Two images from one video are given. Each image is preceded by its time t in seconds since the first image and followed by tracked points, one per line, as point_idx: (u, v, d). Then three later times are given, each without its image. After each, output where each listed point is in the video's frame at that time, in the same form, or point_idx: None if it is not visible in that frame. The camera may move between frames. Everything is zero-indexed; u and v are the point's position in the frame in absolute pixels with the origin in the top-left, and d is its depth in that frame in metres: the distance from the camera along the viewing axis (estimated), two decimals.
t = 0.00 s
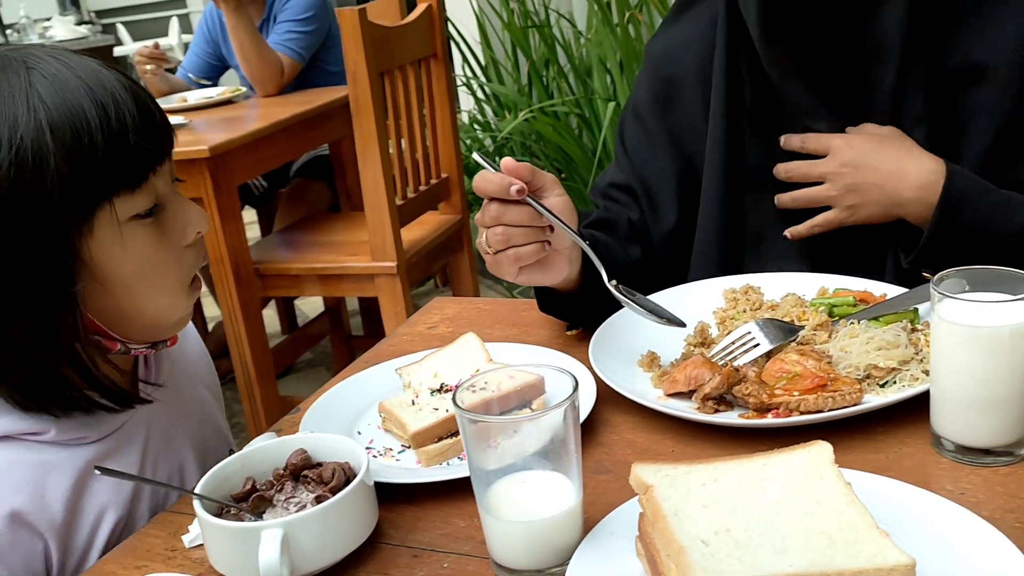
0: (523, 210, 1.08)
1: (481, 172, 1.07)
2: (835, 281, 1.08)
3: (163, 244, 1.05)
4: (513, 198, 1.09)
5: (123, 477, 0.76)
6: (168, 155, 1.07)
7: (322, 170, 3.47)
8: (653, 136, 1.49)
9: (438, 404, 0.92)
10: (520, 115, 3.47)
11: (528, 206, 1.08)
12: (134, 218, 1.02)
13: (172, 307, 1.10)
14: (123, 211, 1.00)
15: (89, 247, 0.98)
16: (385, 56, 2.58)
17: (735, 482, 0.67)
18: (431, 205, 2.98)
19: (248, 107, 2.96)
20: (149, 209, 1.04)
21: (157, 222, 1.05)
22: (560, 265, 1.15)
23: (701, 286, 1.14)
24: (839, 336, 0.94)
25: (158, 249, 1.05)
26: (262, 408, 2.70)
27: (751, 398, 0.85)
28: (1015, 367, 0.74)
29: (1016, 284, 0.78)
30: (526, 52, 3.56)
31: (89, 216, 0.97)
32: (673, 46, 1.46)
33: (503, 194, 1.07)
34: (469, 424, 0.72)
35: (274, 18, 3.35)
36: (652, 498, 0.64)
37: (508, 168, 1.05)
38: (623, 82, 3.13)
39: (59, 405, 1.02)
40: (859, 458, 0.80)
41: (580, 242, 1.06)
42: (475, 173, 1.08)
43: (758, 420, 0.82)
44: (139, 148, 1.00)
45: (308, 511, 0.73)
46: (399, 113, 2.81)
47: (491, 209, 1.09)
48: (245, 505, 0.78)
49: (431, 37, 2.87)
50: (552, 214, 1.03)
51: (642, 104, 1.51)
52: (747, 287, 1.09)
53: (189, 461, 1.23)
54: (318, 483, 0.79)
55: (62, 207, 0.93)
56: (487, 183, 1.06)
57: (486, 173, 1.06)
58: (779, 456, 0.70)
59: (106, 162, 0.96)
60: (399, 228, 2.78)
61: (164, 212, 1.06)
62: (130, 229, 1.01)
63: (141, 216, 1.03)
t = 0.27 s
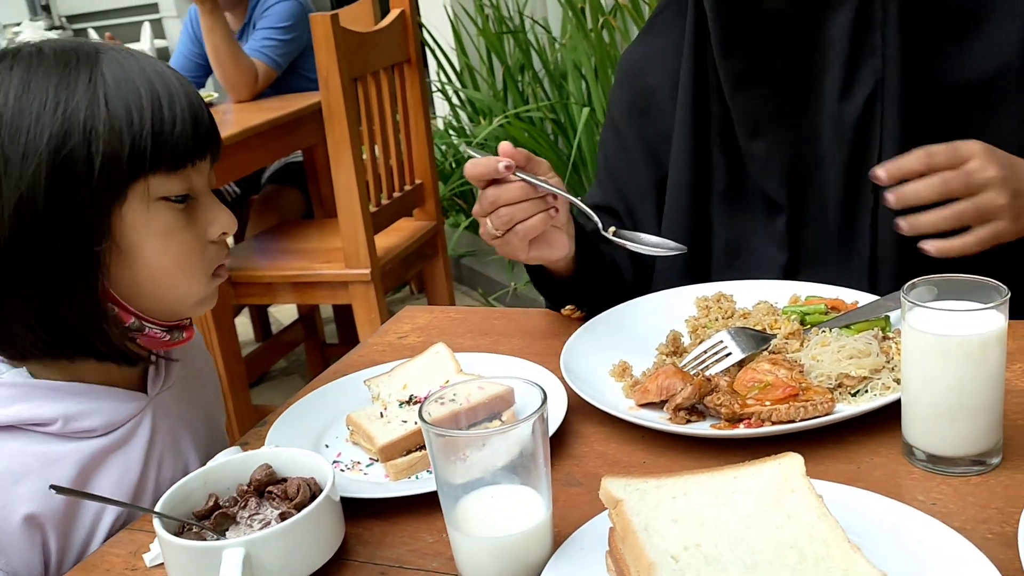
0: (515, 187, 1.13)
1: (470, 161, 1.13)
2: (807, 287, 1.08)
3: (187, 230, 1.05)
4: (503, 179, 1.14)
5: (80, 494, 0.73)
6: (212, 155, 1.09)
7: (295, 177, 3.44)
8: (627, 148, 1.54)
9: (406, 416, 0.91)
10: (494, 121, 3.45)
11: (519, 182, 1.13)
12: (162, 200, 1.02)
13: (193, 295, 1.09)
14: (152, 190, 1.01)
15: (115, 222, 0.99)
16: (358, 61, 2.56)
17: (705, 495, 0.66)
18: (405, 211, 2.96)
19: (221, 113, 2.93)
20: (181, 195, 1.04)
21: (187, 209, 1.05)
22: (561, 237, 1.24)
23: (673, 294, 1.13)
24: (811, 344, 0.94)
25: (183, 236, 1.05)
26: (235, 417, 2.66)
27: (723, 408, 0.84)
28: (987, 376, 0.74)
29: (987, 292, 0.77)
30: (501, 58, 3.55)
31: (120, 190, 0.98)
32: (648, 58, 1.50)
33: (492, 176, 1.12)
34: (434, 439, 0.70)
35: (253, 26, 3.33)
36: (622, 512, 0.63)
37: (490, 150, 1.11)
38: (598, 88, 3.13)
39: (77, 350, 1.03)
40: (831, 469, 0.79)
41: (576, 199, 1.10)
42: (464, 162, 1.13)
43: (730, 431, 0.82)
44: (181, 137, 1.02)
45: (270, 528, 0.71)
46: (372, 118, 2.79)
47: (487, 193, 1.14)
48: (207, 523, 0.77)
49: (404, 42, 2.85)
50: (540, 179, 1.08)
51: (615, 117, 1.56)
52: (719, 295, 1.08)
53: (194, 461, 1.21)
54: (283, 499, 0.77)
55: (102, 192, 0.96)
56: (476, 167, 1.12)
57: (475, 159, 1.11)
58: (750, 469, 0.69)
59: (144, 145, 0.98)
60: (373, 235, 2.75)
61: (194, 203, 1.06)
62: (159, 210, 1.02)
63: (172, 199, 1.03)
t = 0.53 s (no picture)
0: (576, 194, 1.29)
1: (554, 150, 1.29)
2: (784, 293, 1.07)
3: (132, 249, 1.03)
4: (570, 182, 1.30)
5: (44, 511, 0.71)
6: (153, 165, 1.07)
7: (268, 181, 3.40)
8: (620, 153, 1.56)
9: (380, 427, 0.89)
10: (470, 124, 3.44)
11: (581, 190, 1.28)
12: (104, 217, 1.00)
13: (137, 321, 1.08)
14: (95, 206, 0.98)
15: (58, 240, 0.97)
16: (331, 65, 2.53)
17: (684, 507, 0.65)
18: (381, 215, 2.93)
19: (193, 116, 2.89)
20: (122, 211, 1.02)
21: (129, 226, 1.03)
22: (602, 252, 1.36)
23: (650, 300, 1.12)
24: (789, 351, 0.93)
25: (127, 255, 1.03)
26: (208, 424, 2.63)
27: (701, 416, 0.84)
28: (966, 383, 0.73)
29: (964, 300, 0.77)
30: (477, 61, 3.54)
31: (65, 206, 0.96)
32: (631, 66, 1.51)
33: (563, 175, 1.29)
34: (407, 451, 0.69)
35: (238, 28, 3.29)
36: (600, 525, 0.62)
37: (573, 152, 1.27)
38: (573, 92, 3.13)
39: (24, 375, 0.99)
40: (810, 477, 0.79)
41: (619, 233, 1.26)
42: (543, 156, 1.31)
43: (708, 439, 0.81)
44: (126, 148, 1.00)
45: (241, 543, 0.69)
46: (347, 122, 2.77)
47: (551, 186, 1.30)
48: (175, 539, 0.75)
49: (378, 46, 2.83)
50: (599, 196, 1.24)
51: (608, 122, 1.58)
52: (697, 300, 1.08)
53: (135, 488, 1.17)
54: (253, 514, 0.75)
55: (44, 208, 0.94)
56: (554, 160, 1.28)
57: (551, 153, 1.29)
58: (729, 479, 0.68)
59: (91, 156, 0.96)
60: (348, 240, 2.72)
61: (136, 219, 1.04)
62: (103, 229, 1.00)
63: (114, 217, 1.01)
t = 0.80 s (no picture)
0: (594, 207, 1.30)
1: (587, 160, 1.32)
2: (753, 295, 1.07)
3: None
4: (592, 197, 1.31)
5: None
6: None
7: (235, 182, 3.36)
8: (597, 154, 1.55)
9: (345, 434, 0.87)
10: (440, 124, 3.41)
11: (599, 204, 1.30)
12: None
13: None
14: None
15: None
16: (297, 64, 2.50)
17: (653, 514, 0.64)
18: (350, 216, 2.90)
19: (157, 116, 2.84)
20: None
21: None
22: (600, 274, 1.38)
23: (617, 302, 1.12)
24: (759, 353, 0.93)
25: None
26: (174, 429, 2.59)
27: (670, 420, 0.83)
28: (935, 385, 0.73)
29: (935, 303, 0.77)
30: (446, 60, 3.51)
31: None
32: (605, 66, 1.50)
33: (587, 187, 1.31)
34: (370, 461, 0.68)
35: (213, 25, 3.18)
36: (568, 534, 0.61)
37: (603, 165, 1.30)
38: (543, 91, 3.12)
39: None
40: (780, 481, 0.78)
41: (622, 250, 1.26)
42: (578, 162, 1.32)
43: (678, 444, 0.80)
44: None
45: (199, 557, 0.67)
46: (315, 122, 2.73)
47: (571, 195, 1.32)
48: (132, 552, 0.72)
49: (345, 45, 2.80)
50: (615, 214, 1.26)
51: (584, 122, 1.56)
52: (667, 302, 1.07)
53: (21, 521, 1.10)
54: (213, 526, 0.73)
55: None
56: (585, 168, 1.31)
57: (586, 166, 1.30)
58: (699, 485, 0.67)
59: None
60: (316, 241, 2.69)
61: None
62: None
63: None
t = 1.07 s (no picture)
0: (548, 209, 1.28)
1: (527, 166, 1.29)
2: (713, 293, 1.06)
3: None
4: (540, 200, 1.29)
5: None
6: None
7: (193, 181, 3.30)
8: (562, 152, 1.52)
9: (298, 439, 0.85)
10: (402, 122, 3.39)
11: (552, 207, 1.28)
12: None
13: None
14: None
15: None
16: (255, 61, 2.46)
17: (610, 519, 0.63)
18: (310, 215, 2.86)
19: (111, 114, 2.78)
20: None
21: None
22: (567, 273, 1.36)
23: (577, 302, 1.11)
24: (717, 352, 0.92)
25: None
26: (131, 432, 2.54)
27: (629, 421, 0.82)
28: (890, 383, 0.73)
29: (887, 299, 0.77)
30: (408, 58, 3.49)
31: None
32: (567, 64, 1.49)
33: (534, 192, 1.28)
34: (319, 468, 0.66)
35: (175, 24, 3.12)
36: (523, 541, 0.59)
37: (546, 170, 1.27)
38: (506, 89, 3.11)
39: None
40: (740, 481, 0.77)
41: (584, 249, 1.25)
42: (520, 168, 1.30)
43: (636, 445, 0.79)
44: None
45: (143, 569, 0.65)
46: (275, 119, 2.69)
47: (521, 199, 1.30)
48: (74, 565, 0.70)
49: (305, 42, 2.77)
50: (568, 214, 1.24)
51: (549, 120, 1.54)
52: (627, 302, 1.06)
53: None
54: (159, 536, 0.71)
55: None
56: (528, 174, 1.28)
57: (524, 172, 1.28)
58: (656, 488, 0.66)
59: None
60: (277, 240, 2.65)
61: None
62: None
63: None
